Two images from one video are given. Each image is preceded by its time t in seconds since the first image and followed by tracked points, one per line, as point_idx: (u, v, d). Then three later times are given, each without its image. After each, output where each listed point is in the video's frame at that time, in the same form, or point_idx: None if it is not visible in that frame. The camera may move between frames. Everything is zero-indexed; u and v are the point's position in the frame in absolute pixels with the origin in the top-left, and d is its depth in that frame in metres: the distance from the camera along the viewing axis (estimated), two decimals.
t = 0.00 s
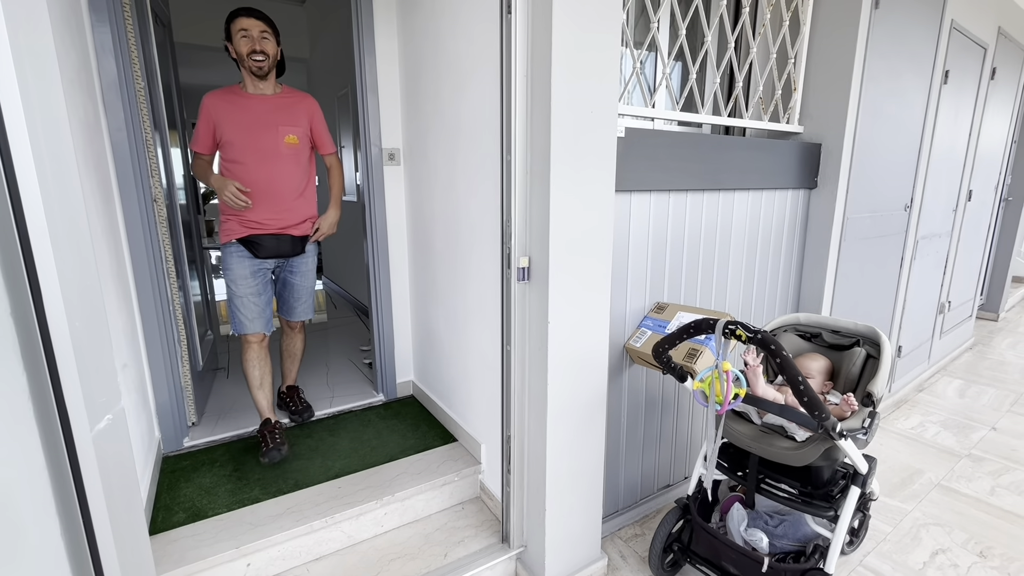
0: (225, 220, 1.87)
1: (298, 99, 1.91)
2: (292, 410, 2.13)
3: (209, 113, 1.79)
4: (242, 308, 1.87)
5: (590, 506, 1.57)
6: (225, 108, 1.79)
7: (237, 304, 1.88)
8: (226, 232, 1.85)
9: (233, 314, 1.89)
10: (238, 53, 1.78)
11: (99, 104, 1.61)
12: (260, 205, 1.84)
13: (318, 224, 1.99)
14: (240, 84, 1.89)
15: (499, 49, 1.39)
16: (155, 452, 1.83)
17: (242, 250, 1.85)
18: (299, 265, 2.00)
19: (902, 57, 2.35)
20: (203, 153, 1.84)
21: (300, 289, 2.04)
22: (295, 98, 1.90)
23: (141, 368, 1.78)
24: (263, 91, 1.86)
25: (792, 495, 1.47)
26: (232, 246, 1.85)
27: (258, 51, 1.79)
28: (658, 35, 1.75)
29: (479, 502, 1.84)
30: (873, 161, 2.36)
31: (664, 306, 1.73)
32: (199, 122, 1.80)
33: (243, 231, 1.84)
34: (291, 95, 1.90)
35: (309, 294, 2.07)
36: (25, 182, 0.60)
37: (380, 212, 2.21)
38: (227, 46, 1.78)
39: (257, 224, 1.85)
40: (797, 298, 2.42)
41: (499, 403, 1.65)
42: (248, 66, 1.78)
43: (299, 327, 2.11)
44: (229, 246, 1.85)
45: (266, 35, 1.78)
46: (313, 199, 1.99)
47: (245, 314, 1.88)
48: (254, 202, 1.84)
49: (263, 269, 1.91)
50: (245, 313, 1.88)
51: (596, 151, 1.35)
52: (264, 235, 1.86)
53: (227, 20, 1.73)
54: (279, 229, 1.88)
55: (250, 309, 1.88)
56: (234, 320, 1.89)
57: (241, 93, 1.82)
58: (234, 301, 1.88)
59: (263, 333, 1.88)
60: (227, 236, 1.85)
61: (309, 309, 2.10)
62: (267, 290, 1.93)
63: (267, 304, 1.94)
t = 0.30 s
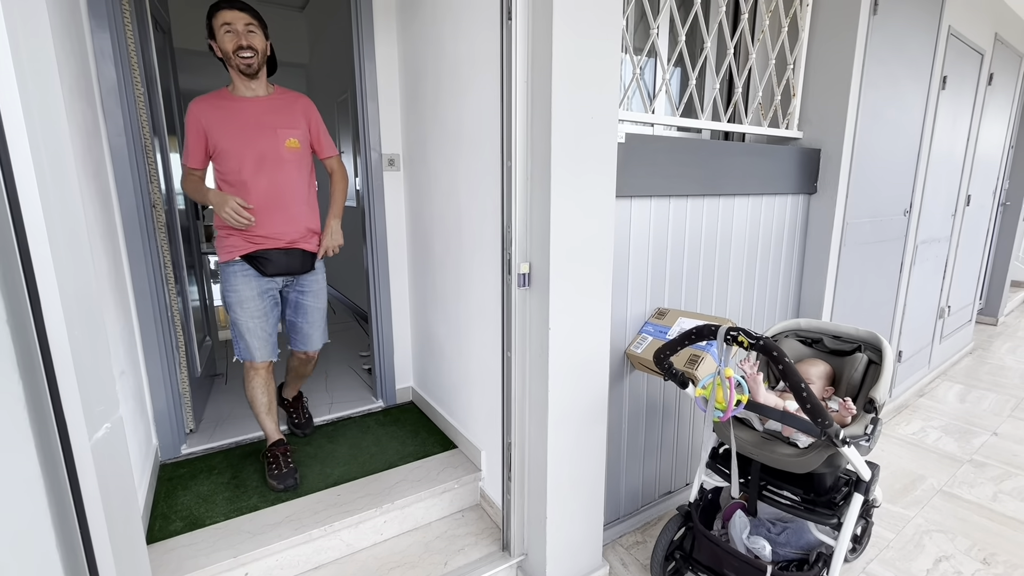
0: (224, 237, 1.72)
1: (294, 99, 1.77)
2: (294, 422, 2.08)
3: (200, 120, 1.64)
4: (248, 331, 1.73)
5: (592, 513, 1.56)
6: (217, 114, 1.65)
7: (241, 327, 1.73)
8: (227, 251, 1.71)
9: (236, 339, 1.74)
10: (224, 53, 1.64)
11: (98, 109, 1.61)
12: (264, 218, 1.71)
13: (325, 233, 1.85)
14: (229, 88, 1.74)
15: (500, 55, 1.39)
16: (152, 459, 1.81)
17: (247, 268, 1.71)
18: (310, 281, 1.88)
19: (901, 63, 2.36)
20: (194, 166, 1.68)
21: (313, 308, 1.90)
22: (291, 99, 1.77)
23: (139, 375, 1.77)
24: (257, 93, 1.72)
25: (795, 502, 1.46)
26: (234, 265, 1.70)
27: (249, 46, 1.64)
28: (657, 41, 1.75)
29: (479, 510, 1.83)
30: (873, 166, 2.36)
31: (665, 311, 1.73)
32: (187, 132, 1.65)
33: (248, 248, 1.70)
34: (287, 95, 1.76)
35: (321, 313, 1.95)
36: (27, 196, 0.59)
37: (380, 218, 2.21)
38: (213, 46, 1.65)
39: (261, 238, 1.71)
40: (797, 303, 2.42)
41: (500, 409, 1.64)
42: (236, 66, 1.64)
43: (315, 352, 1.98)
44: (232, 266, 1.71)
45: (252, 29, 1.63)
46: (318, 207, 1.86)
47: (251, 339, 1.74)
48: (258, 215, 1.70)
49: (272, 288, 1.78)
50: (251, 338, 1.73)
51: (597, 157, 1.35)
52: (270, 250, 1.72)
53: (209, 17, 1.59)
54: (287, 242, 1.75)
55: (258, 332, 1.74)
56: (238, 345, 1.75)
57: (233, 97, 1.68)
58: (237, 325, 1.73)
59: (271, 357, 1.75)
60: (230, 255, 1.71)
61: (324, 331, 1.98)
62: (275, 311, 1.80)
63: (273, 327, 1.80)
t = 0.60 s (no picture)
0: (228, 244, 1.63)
1: (307, 98, 1.65)
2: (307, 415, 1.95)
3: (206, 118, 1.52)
4: (254, 345, 1.64)
5: (593, 519, 1.55)
6: (225, 112, 1.53)
7: (248, 341, 1.66)
8: (231, 258, 1.61)
9: (245, 351, 1.68)
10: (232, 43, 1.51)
11: (100, 114, 1.62)
12: (271, 226, 1.60)
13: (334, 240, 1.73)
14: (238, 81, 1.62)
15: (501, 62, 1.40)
16: (150, 464, 1.80)
17: (254, 281, 1.61)
18: (321, 289, 1.72)
19: (899, 70, 2.37)
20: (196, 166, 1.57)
21: (325, 318, 1.73)
22: (304, 97, 1.65)
23: (138, 380, 1.76)
24: (267, 89, 1.60)
25: (797, 508, 1.45)
26: (240, 277, 1.61)
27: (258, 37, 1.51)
28: (658, 48, 1.77)
29: (479, 516, 1.82)
30: (872, 172, 2.37)
31: (666, 316, 1.73)
32: (190, 129, 1.53)
33: (252, 257, 1.60)
34: (301, 94, 1.65)
35: (337, 323, 1.76)
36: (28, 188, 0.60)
37: (381, 223, 2.21)
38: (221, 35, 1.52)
39: (267, 247, 1.61)
40: (797, 308, 2.42)
41: (501, 414, 1.63)
42: (245, 60, 1.51)
43: (336, 364, 1.76)
44: (237, 277, 1.61)
45: (265, 19, 1.50)
46: (328, 213, 1.75)
47: (257, 352, 1.66)
48: (264, 222, 1.59)
49: (280, 300, 1.66)
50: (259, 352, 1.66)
51: (598, 163, 1.35)
52: (276, 260, 1.61)
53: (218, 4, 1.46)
54: (294, 251, 1.64)
55: (263, 346, 1.66)
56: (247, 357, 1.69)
57: (242, 93, 1.56)
58: (245, 338, 1.66)
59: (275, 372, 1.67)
60: (233, 265, 1.61)
61: (343, 341, 1.77)
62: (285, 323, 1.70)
63: (283, 339, 1.71)
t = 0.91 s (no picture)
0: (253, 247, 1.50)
1: (353, 103, 1.55)
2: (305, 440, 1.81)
3: (245, 109, 1.40)
4: (271, 361, 1.51)
5: (592, 527, 1.55)
6: (267, 106, 1.42)
7: (265, 355, 1.52)
8: (254, 262, 1.48)
9: (260, 366, 1.54)
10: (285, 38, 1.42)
11: (106, 122, 1.63)
12: (300, 233, 1.47)
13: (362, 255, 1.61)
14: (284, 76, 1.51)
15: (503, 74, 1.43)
16: (149, 472, 1.80)
17: (276, 290, 1.48)
18: (345, 303, 1.61)
19: (892, 83, 2.41)
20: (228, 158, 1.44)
21: (345, 334, 1.62)
22: (349, 102, 1.55)
23: (138, 386, 1.77)
24: (312, 89, 1.50)
25: (795, 517, 1.46)
26: (262, 285, 1.48)
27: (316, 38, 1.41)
28: (656, 61, 1.80)
29: (478, 524, 1.82)
30: (867, 183, 2.40)
31: (665, 325, 1.74)
32: (228, 118, 1.41)
33: (279, 264, 1.48)
34: (345, 99, 1.54)
35: (356, 340, 1.65)
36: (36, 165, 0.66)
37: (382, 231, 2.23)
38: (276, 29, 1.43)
39: (295, 254, 1.48)
40: (794, 317, 2.43)
41: (501, 421, 1.64)
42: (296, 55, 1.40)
43: (349, 384, 1.65)
44: (261, 285, 1.48)
45: (324, 20, 1.41)
46: (360, 226, 1.63)
47: (274, 369, 1.53)
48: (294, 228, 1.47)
49: (302, 313, 1.53)
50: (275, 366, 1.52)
51: (597, 175, 1.37)
52: (303, 269, 1.49)
53: None
54: (321, 259, 1.52)
55: (280, 363, 1.52)
56: (261, 373, 1.55)
57: (288, 88, 1.45)
58: (261, 351, 1.53)
59: (296, 388, 1.55)
60: (256, 269, 1.48)
61: (360, 360, 1.66)
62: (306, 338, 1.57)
63: (303, 354, 1.59)
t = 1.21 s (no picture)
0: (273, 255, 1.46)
1: (380, 114, 1.54)
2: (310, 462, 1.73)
3: (273, 117, 1.39)
4: (290, 373, 1.45)
5: (591, 538, 1.56)
6: (296, 113, 1.40)
7: (282, 366, 1.46)
8: (274, 271, 1.44)
9: (277, 381, 1.47)
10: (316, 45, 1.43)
11: (110, 134, 1.65)
12: (323, 244, 1.45)
13: (382, 268, 1.59)
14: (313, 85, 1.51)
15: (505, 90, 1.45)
16: (148, 482, 1.80)
17: (295, 299, 1.44)
18: (362, 317, 1.57)
19: (885, 98, 2.46)
20: (251, 164, 1.42)
21: (359, 350, 1.59)
22: (378, 113, 1.53)
23: (138, 396, 1.77)
24: (340, 99, 1.49)
25: (792, 528, 1.47)
26: (281, 294, 1.44)
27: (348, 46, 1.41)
28: (654, 77, 1.84)
29: (477, 535, 1.82)
30: (861, 195, 2.44)
31: (662, 336, 1.76)
32: (255, 123, 1.39)
33: (300, 274, 1.44)
34: (372, 110, 1.53)
35: (370, 356, 1.62)
36: (48, 181, 0.71)
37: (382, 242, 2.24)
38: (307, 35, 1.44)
39: (317, 265, 1.45)
40: (791, 328, 2.46)
41: (500, 432, 1.65)
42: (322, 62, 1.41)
43: (356, 400, 1.63)
44: (280, 294, 1.44)
45: (359, 29, 1.42)
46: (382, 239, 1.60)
47: (292, 382, 1.46)
48: (318, 238, 1.44)
49: (320, 324, 1.49)
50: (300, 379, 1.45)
51: (596, 190, 1.40)
52: (324, 281, 1.46)
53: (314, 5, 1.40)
54: (343, 272, 1.49)
55: (300, 375, 1.46)
56: (277, 386, 1.48)
57: (317, 97, 1.44)
58: (278, 362, 1.47)
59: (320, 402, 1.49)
60: (275, 279, 1.44)
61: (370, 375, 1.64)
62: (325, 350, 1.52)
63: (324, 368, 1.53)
